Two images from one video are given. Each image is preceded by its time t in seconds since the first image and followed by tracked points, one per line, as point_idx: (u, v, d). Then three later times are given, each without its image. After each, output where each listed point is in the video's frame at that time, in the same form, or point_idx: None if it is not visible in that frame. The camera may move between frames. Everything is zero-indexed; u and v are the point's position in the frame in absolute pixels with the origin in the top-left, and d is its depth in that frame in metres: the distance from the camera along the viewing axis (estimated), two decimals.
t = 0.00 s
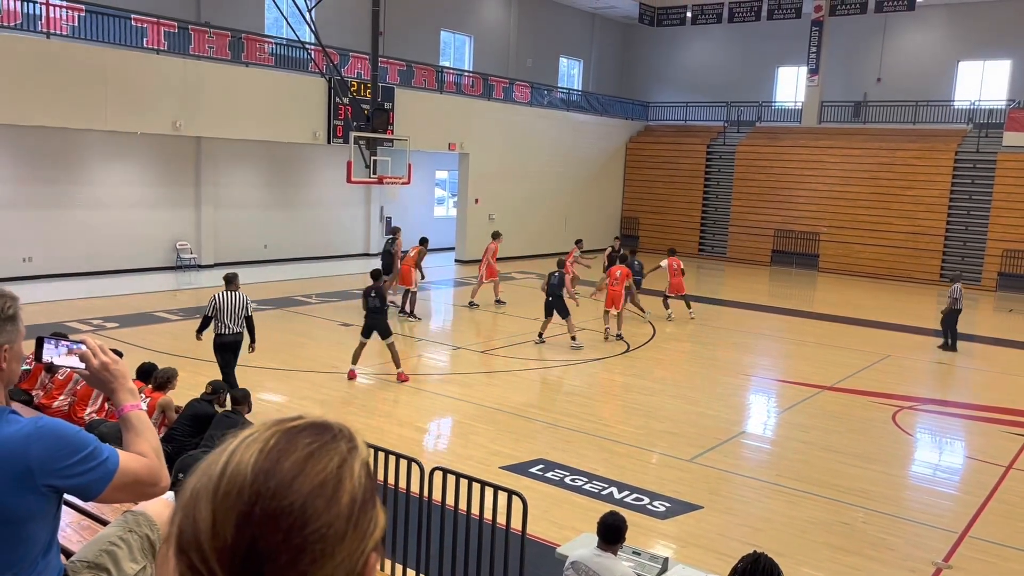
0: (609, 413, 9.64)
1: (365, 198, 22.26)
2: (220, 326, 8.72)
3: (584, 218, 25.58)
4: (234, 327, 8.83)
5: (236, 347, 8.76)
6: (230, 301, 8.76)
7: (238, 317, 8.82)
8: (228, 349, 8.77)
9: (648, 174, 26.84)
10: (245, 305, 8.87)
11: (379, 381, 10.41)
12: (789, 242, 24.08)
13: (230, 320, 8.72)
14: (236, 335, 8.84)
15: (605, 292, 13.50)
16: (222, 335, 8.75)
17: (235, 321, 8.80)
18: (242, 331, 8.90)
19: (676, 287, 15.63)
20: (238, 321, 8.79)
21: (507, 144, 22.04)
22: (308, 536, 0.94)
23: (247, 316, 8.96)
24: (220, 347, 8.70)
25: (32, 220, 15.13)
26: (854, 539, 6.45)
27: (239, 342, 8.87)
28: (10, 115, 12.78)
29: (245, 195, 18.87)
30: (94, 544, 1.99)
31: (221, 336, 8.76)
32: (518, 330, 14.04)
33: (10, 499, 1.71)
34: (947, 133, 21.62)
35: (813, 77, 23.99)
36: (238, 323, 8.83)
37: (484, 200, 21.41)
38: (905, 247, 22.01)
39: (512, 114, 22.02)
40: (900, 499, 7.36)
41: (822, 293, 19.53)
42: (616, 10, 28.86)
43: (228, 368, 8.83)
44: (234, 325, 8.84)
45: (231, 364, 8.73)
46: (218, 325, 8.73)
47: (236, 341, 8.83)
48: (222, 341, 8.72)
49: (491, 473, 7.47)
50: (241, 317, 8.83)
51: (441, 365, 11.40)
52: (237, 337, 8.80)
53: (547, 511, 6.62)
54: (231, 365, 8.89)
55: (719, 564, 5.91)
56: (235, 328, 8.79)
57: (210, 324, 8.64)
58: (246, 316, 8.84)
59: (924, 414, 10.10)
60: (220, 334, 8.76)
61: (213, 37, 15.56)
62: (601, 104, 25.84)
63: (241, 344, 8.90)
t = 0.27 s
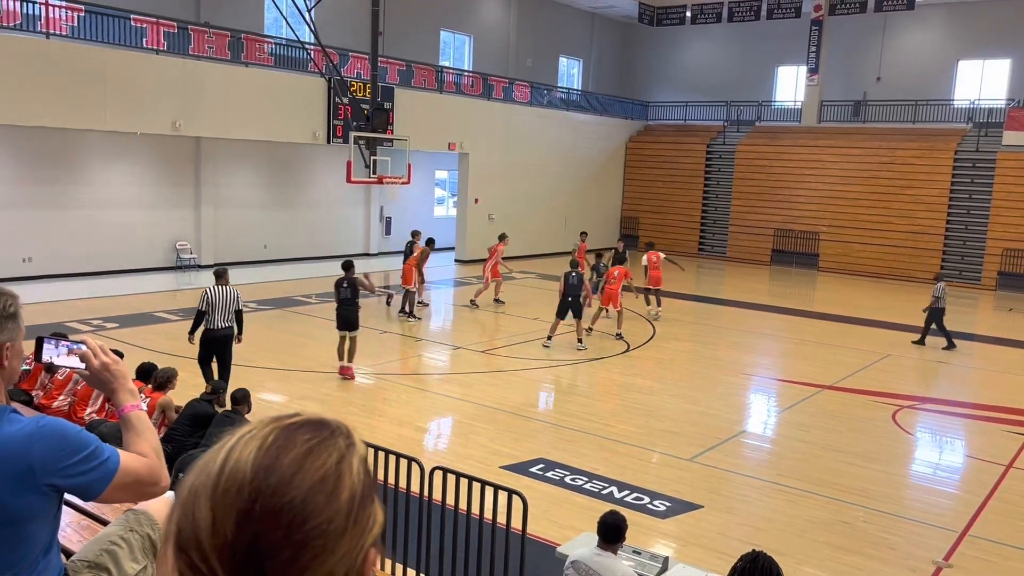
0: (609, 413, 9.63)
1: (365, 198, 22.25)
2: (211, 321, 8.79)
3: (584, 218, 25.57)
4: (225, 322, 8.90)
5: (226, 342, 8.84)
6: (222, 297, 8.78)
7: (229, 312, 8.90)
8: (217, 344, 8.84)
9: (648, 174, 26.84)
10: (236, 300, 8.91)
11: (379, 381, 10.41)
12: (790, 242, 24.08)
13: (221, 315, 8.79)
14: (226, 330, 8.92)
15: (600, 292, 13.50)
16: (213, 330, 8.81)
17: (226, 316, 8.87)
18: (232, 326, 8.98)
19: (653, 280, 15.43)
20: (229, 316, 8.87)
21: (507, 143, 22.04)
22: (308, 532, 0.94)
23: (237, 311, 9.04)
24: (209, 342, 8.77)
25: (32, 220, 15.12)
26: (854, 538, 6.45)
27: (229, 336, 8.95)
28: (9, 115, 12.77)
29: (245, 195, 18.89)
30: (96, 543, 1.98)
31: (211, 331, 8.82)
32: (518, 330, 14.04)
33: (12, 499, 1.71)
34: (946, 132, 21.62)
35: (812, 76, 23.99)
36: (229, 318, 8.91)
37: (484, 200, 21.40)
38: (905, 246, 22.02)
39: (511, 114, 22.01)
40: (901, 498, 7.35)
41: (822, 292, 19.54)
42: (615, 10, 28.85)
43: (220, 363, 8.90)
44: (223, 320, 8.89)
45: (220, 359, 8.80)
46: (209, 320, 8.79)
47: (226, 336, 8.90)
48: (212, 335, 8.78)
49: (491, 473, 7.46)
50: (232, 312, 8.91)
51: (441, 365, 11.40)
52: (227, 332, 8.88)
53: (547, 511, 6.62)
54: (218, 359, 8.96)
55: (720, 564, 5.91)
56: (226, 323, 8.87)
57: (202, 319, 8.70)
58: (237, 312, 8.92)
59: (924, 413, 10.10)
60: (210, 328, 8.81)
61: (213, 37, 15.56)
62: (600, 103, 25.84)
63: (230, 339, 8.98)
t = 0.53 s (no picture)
0: (610, 413, 9.63)
1: (365, 198, 22.23)
2: (200, 321, 8.92)
3: (584, 217, 25.58)
4: (213, 320, 9.04)
5: (216, 340, 8.97)
6: (210, 295, 8.95)
7: (216, 310, 9.04)
8: (207, 342, 8.97)
9: (648, 173, 26.84)
10: (223, 298, 9.09)
11: (380, 381, 10.41)
12: (791, 241, 24.08)
13: (211, 314, 8.94)
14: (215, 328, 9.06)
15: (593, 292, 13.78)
16: (202, 329, 8.94)
17: (215, 314, 9.02)
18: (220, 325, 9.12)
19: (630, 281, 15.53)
20: (217, 314, 9.02)
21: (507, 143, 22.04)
22: (314, 532, 1.00)
23: (224, 309, 9.19)
24: (200, 341, 8.89)
25: (31, 221, 15.12)
26: (854, 538, 6.45)
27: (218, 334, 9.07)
28: (10, 116, 12.79)
29: (246, 196, 18.89)
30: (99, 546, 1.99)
31: (201, 330, 8.95)
32: (519, 330, 14.04)
33: (15, 499, 1.71)
34: (947, 131, 21.61)
35: (812, 75, 23.98)
36: (217, 316, 9.05)
37: (484, 199, 21.39)
38: (905, 246, 22.01)
39: (511, 114, 22.01)
40: (902, 498, 7.36)
41: (822, 292, 19.54)
42: (616, 9, 28.83)
43: (213, 361, 9.00)
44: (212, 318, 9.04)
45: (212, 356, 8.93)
46: (198, 319, 8.92)
47: (216, 334, 9.04)
48: (203, 334, 8.91)
49: (492, 473, 7.46)
50: (220, 310, 9.06)
51: (441, 365, 11.41)
52: (216, 331, 9.01)
53: (547, 511, 6.62)
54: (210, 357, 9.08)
55: (720, 563, 5.91)
56: (215, 321, 9.01)
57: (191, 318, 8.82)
58: (225, 309, 9.08)
59: (925, 412, 10.09)
60: (199, 328, 8.94)
61: (213, 37, 15.56)
62: (600, 103, 25.83)
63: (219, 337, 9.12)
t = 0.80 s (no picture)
0: (611, 412, 9.63)
1: (365, 198, 22.21)
2: (185, 316, 9.03)
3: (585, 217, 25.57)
4: (198, 316, 9.14)
5: (199, 336, 9.07)
6: (196, 292, 9.06)
7: (201, 307, 9.14)
8: (191, 338, 9.07)
9: (648, 173, 26.84)
10: (209, 295, 9.19)
11: (380, 381, 10.41)
12: (792, 240, 24.07)
13: (195, 310, 9.04)
14: (200, 325, 9.15)
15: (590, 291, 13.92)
16: (187, 325, 9.05)
17: (200, 310, 9.11)
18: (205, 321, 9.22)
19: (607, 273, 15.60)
20: (202, 310, 9.11)
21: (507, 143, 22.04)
22: (311, 528, 1.03)
23: (210, 306, 9.28)
24: (183, 336, 9.00)
25: (32, 221, 15.14)
26: (855, 537, 6.45)
27: (201, 331, 9.18)
28: (10, 115, 12.79)
29: (247, 195, 18.90)
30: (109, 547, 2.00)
31: (185, 326, 9.06)
32: (519, 329, 14.05)
33: (18, 500, 1.69)
34: (948, 131, 21.57)
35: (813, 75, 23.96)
36: (202, 312, 9.15)
37: (485, 199, 21.39)
38: (906, 245, 22.01)
39: (512, 113, 22.01)
40: (903, 497, 7.35)
41: (823, 291, 19.54)
42: (616, 9, 28.80)
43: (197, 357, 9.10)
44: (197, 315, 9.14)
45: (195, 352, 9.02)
46: (183, 315, 9.03)
47: (200, 331, 9.14)
48: (186, 330, 9.01)
49: (492, 472, 7.47)
50: (205, 307, 9.16)
51: (442, 364, 11.41)
52: (200, 327, 9.11)
53: (548, 510, 6.62)
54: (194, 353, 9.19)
55: (721, 562, 5.92)
56: (200, 317, 9.11)
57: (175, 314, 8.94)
58: (210, 306, 9.17)
59: (926, 412, 10.09)
60: (183, 323, 9.06)
61: (213, 37, 15.56)
62: (601, 103, 25.82)
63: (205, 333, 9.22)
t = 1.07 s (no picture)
0: (611, 412, 9.63)
1: (365, 198, 22.21)
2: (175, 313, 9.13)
3: (585, 216, 25.57)
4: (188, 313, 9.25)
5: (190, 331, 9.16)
6: (183, 288, 9.19)
7: (190, 303, 9.25)
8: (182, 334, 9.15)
9: (649, 172, 26.83)
10: (197, 290, 9.31)
11: (380, 381, 10.41)
12: (793, 240, 24.07)
13: (184, 305, 9.14)
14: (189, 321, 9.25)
15: (586, 290, 13.91)
16: (177, 321, 9.14)
17: (189, 306, 9.23)
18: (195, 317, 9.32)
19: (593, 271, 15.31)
20: (191, 306, 9.23)
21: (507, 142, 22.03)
22: (306, 529, 1.03)
23: (199, 302, 9.39)
24: (175, 332, 9.09)
25: (33, 221, 15.16)
26: (856, 536, 6.45)
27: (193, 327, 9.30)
28: (11, 116, 12.80)
29: (247, 195, 18.91)
30: (106, 544, 1.92)
31: (176, 322, 9.15)
32: (519, 329, 14.05)
33: (15, 507, 1.69)
34: (948, 130, 21.57)
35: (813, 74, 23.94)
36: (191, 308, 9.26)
37: (485, 199, 21.40)
38: (908, 245, 22.00)
39: (512, 113, 22.00)
40: (903, 497, 7.35)
41: (823, 291, 19.54)
42: (617, 8, 28.78)
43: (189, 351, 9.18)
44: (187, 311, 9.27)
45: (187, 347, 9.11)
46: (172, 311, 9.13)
47: (191, 326, 9.23)
48: (177, 326, 9.10)
49: (492, 472, 7.46)
50: (194, 303, 9.26)
51: (442, 364, 11.41)
52: (191, 322, 9.21)
53: (548, 510, 6.62)
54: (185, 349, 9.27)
55: (722, 562, 5.91)
56: (189, 313, 9.21)
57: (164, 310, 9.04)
58: (198, 302, 9.28)
59: (926, 411, 10.09)
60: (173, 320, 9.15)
61: (213, 37, 15.56)
62: (601, 102, 25.81)
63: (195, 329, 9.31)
